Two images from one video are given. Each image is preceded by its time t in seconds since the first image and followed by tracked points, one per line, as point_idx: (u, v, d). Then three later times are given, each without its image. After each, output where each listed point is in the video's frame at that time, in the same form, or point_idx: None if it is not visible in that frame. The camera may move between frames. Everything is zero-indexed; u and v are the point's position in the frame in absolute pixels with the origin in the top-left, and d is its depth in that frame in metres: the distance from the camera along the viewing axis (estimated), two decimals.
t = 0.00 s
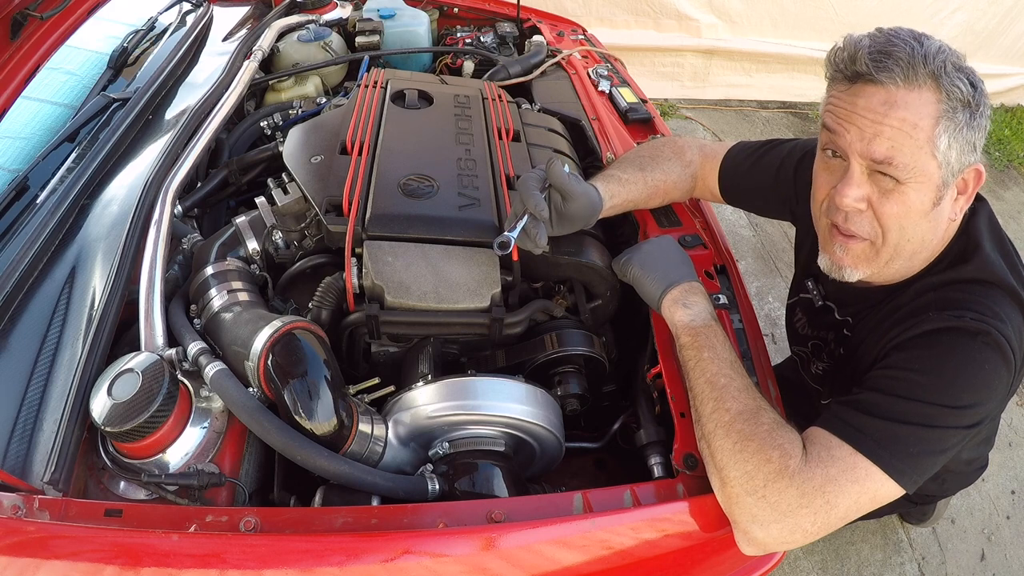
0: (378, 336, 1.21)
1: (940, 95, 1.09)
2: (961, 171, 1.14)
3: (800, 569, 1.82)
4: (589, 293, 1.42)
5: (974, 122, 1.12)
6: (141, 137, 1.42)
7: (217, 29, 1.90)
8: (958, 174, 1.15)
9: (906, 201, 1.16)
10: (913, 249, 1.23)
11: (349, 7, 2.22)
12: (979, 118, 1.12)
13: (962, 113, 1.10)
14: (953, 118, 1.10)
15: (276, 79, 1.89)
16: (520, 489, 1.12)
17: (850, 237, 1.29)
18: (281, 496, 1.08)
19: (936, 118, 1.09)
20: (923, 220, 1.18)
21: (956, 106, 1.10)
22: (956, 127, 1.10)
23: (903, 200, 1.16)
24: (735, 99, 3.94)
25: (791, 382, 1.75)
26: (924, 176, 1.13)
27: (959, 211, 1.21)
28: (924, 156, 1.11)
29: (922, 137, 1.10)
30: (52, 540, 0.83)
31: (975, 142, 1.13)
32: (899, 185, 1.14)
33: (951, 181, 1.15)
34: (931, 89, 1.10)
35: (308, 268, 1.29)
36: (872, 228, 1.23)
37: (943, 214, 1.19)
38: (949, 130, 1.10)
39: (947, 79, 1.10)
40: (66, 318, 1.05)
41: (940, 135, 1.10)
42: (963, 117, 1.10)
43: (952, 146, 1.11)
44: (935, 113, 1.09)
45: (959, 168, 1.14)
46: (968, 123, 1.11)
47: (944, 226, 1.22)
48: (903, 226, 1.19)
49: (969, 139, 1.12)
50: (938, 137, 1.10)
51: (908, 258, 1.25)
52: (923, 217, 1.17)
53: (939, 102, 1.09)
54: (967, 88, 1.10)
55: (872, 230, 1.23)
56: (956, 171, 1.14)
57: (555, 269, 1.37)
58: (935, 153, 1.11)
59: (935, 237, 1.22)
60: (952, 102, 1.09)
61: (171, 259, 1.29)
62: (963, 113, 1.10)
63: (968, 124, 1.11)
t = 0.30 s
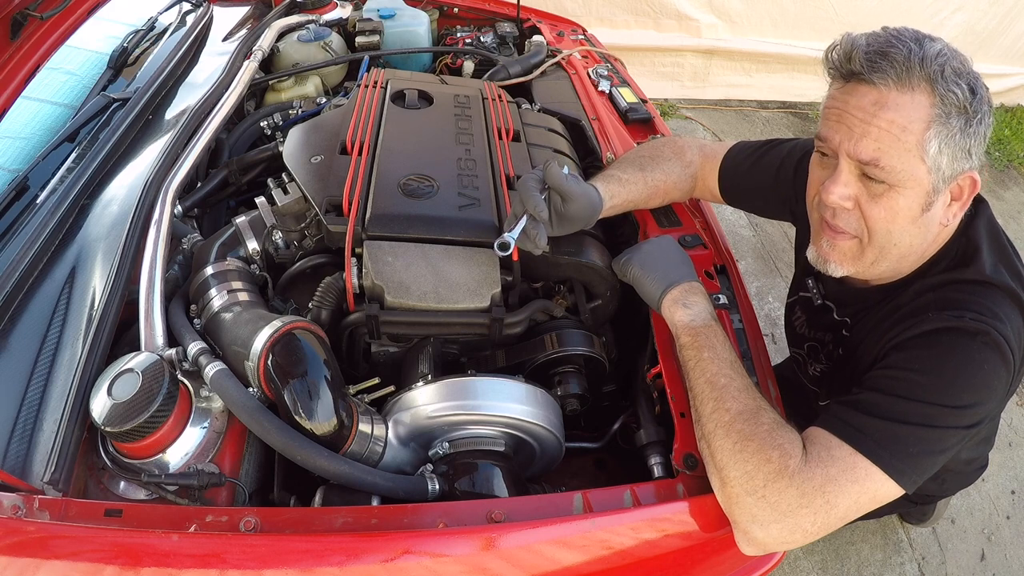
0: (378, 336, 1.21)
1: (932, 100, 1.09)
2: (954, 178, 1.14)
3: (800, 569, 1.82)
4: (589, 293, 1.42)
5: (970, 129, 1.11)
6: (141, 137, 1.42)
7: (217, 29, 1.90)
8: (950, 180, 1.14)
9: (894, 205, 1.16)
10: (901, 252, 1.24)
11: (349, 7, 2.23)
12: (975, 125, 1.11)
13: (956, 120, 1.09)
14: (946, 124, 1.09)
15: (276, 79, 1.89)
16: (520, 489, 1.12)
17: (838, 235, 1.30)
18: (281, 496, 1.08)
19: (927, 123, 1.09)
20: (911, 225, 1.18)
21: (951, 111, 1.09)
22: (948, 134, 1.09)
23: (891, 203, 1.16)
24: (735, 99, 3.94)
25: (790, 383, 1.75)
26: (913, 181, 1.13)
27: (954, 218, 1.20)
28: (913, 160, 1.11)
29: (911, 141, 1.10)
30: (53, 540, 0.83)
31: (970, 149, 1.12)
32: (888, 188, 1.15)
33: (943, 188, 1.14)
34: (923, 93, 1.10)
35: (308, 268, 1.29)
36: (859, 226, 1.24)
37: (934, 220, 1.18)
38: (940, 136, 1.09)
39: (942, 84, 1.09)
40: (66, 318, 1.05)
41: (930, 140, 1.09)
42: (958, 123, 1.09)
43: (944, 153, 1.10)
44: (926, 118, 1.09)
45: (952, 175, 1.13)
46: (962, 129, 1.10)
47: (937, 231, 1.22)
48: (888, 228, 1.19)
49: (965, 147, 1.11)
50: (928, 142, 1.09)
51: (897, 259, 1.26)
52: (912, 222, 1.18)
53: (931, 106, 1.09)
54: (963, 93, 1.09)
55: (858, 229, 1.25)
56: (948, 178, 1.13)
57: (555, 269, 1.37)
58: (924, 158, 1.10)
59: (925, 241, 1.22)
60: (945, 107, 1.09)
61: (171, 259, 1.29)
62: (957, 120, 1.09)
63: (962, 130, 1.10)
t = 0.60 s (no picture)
0: (378, 336, 1.21)
1: (941, 96, 1.09)
2: (958, 178, 1.14)
3: (800, 569, 1.82)
4: (589, 293, 1.42)
5: (977, 129, 1.10)
6: (141, 137, 1.42)
7: (217, 29, 1.90)
8: (955, 180, 1.14)
9: (897, 200, 1.16)
10: (902, 248, 1.23)
11: (349, 8, 2.23)
12: (983, 126, 1.11)
13: (964, 119, 1.09)
14: (953, 122, 1.09)
15: (276, 79, 1.89)
16: (520, 489, 1.12)
17: (842, 227, 1.31)
18: (281, 496, 1.08)
19: (934, 119, 1.09)
20: (913, 221, 1.18)
21: (959, 110, 1.09)
22: (955, 132, 1.09)
23: (896, 198, 1.16)
24: (735, 99, 3.94)
25: (789, 383, 1.75)
26: (918, 177, 1.13)
27: (956, 220, 1.20)
28: (919, 156, 1.11)
29: (917, 136, 1.10)
30: (52, 540, 0.83)
31: (976, 150, 1.12)
32: (893, 182, 1.15)
33: (947, 188, 1.14)
34: (932, 89, 1.10)
35: (308, 268, 1.29)
36: (862, 219, 1.24)
37: (935, 219, 1.18)
38: (947, 133, 1.09)
39: (952, 82, 1.09)
40: (66, 318, 1.05)
41: (936, 136, 1.09)
42: (966, 122, 1.09)
43: (949, 151, 1.10)
44: (934, 114, 1.09)
45: (956, 175, 1.13)
46: (970, 129, 1.10)
47: (938, 231, 1.22)
48: (890, 223, 1.19)
49: (971, 147, 1.11)
50: (934, 138, 1.09)
51: (897, 256, 1.26)
52: (914, 219, 1.18)
53: (940, 103, 1.09)
54: (973, 93, 1.09)
55: (860, 221, 1.25)
56: (953, 178, 1.13)
57: (555, 269, 1.37)
58: (929, 154, 1.10)
59: (926, 240, 1.22)
60: (954, 105, 1.09)
61: (171, 259, 1.29)
62: (965, 119, 1.09)
63: (969, 130, 1.10)
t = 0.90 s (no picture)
0: (378, 336, 1.21)
1: (920, 88, 1.08)
2: (934, 177, 1.11)
3: (800, 569, 1.82)
4: (589, 293, 1.41)
5: (958, 130, 1.07)
6: (141, 137, 1.42)
7: (217, 29, 1.90)
8: (931, 178, 1.11)
9: (864, 184, 1.18)
10: (871, 230, 1.24)
11: (349, 8, 2.23)
12: (968, 128, 1.07)
13: (941, 116, 1.07)
14: (927, 117, 1.08)
15: (276, 79, 1.89)
16: (520, 490, 1.12)
17: (825, 202, 1.34)
18: (281, 496, 1.08)
19: (907, 107, 1.09)
20: (882, 209, 1.18)
21: (935, 106, 1.07)
22: (929, 127, 1.08)
23: (863, 182, 1.18)
24: (735, 99, 3.95)
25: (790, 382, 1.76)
26: (886, 165, 1.13)
27: (934, 222, 1.17)
28: (886, 143, 1.11)
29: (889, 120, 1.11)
30: (52, 540, 0.83)
31: (958, 152, 1.09)
32: (861, 166, 1.17)
33: (917, 182, 1.12)
34: (912, 79, 1.09)
35: (308, 268, 1.29)
36: (837, 197, 1.27)
37: (907, 212, 1.17)
38: (918, 127, 1.08)
39: (934, 77, 1.07)
40: (66, 318, 1.05)
41: (905, 127, 1.09)
42: (942, 119, 1.07)
43: (919, 144, 1.09)
44: (906, 105, 1.09)
45: (930, 172, 1.11)
46: (950, 128, 1.07)
47: (915, 228, 1.20)
48: (857, 202, 1.21)
49: (948, 148, 1.08)
50: (903, 129, 1.09)
51: (871, 240, 1.26)
52: (882, 207, 1.18)
53: (915, 96, 1.08)
54: (956, 92, 1.07)
55: (836, 196, 1.27)
56: (925, 174, 1.11)
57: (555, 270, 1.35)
58: (897, 143, 1.10)
59: (898, 230, 1.21)
60: (931, 99, 1.07)
61: (171, 259, 1.29)
62: (942, 116, 1.07)
63: (948, 129, 1.07)
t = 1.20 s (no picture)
0: (378, 336, 1.21)
1: (914, 83, 1.08)
2: (915, 176, 1.10)
3: (800, 569, 1.82)
4: (589, 293, 1.41)
5: (939, 139, 1.05)
6: (141, 137, 1.42)
7: (217, 29, 1.90)
8: (911, 179, 1.11)
9: (859, 165, 1.22)
10: (867, 215, 1.26)
11: (349, 8, 2.23)
12: (951, 139, 1.04)
13: (923, 117, 1.06)
14: (912, 115, 1.08)
15: (276, 79, 1.89)
16: (520, 489, 1.12)
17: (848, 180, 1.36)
18: (281, 496, 1.08)
19: (897, 99, 1.10)
20: (871, 195, 1.21)
21: (922, 107, 1.06)
22: (910, 124, 1.08)
23: (859, 162, 1.22)
24: (735, 99, 3.95)
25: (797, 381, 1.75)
26: (875, 151, 1.16)
27: (918, 224, 1.15)
28: (877, 129, 1.15)
29: (882, 107, 1.13)
30: (52, 540, 0.83)
31: (938, 161, 1.06)
32: (859, 145, 1.21)
33: (899, 177, 1.13)
34: (911, 72, 1.09)
35: (308, 268, 1.29)
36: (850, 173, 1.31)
37: (892, 205, 1.18)
38: (904, 122, 1.09)
39: (930, 75, 1.06)
40: (66, 318, 1.05)
41: (892, 118, 1.11)
42: (926, 121, 1.06)
43: (900, 137, 1.10)
44: (898, 98, 1.10)
45: (909, 171, 1.11)
46: (931, 134, 1.05)
47: (906, 225, 1.19)
48: (856, 183, 1.25)
49: (926, 151, 1.07)
50: (890, 120, 1.11)
51: (872, 227, 1.27)
52: (871, 192, 1.21)
53: (909, 91, 1.08)
54: (946, 98, 1.03)
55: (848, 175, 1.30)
56: (906, 171, 1.11)
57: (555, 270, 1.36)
58: (885, 132, 1.13)
59: (886, 222, 1.22)
60: (919, 97, 1.07)
61: (171, 259, 1.29)
62: (925, 117, 1.06)
63: (930, 134, 1.06)
